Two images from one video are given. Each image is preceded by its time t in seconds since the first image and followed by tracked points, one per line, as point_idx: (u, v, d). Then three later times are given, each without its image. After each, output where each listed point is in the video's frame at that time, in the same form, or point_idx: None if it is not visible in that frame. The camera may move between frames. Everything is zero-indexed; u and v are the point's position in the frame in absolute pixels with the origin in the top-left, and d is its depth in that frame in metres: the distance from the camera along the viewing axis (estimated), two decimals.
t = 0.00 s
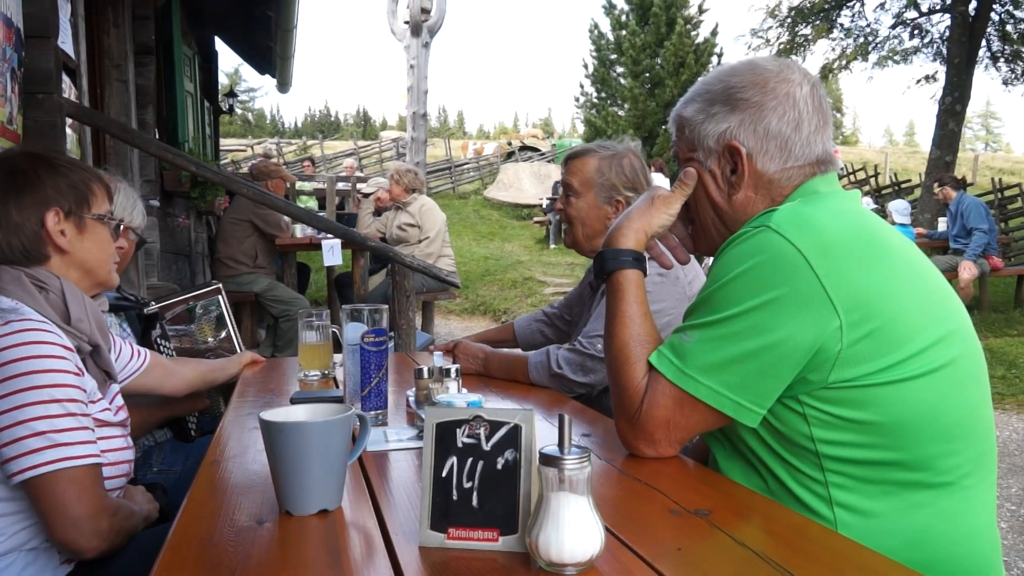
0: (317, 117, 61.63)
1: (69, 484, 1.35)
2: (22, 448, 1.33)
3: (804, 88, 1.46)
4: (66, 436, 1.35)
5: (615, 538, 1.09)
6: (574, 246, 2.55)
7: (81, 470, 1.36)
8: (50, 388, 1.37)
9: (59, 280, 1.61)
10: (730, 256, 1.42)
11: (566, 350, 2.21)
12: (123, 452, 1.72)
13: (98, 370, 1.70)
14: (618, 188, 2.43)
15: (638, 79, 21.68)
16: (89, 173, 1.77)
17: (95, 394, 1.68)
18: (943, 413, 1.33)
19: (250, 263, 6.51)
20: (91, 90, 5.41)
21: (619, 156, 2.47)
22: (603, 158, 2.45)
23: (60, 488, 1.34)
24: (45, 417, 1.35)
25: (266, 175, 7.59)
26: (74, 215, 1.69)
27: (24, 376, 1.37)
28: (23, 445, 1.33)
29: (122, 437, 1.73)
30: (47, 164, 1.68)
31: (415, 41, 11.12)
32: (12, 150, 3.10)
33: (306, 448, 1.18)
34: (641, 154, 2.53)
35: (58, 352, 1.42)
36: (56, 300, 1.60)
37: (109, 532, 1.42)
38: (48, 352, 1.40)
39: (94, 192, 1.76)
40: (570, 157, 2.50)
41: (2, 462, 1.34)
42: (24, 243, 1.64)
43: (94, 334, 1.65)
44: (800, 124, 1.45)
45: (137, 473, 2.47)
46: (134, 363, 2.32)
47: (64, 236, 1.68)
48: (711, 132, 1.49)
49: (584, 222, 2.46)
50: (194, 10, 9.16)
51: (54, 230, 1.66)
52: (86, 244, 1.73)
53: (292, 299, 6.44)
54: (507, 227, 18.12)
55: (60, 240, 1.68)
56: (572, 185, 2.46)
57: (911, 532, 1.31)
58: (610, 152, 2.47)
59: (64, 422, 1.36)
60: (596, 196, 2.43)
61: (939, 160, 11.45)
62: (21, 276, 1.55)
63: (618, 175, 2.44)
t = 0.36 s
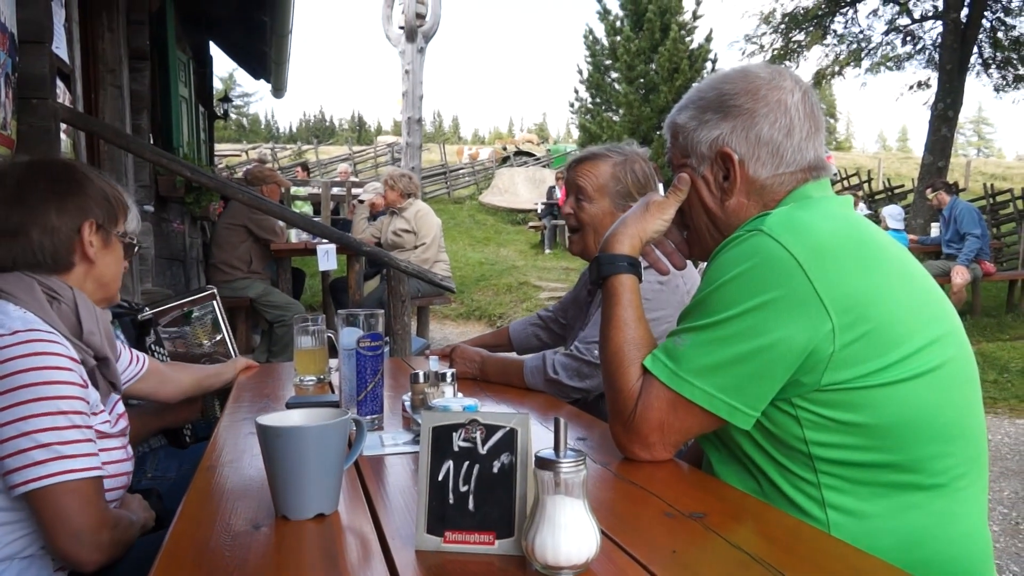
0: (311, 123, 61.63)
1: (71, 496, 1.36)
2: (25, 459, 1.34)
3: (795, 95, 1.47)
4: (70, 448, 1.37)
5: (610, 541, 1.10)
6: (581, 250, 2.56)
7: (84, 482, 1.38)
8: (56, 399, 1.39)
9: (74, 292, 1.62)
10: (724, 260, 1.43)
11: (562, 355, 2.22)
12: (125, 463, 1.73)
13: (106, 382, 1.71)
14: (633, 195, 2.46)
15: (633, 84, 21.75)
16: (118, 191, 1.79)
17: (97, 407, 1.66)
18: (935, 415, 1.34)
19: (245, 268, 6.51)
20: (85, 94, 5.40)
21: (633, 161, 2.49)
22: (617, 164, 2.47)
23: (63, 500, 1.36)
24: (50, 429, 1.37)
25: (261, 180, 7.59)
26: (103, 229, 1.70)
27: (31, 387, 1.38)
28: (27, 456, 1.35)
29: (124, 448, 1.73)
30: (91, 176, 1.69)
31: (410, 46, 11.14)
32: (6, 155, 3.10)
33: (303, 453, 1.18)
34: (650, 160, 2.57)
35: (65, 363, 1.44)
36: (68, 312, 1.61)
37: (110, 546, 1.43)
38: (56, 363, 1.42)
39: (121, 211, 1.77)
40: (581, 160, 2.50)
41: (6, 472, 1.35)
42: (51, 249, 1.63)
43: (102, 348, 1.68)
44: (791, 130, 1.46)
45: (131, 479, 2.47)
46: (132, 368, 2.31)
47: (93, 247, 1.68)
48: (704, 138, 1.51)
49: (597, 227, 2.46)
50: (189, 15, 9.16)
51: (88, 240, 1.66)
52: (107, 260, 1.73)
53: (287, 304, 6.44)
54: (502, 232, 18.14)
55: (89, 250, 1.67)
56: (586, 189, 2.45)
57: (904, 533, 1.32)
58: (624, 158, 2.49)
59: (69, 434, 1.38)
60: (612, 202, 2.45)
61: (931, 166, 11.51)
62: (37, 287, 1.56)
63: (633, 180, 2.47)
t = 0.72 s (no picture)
0: (307, 127, 61.62)
1: (73, 508, 1.39)
2: (28, 471, 1.37)
3: (791, 95, 1.48)
4: (73, 460, 1.39)
5: (613, 540, 1.11)
6: (579, 255, 2.58)
7: (86, 493, 1.41)
8: (60, 411, 1.41)
9: (82, 302, 1.63)
10: (723, 259, 1.44)
11: (561, 357, 2.23)
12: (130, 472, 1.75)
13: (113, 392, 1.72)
14: (629, 199, 2.47)
15: (628, 87, 21.78)
16: (133, 202, 1.79)
17: (102, 417, 1.67)
18: (933, 413, 1.35)
19: (242, 273, 6.49)
20: (81, 100, 5.40)
21: (626, 165, 2.49)
22: (612, 169, 2.47)
23: (65, 512, 1.38)
24: (53, 441, 1.39)
25: (257, 185, 7.59)
26: (114, 239, 1.70)
27: (35, 398, 1.40)
28: (31, 468, 1.37)
29: (129, 458, 1.74)
30: (107, 186, 1.70)
31: (405, 50, 11.15)
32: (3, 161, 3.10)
33: (305, 457, 1.19)
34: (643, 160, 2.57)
35: (70, 375, 1.46)
36: (75, 322, 1.61)
37: (111, 557, 1.45)
38: (60, 375, 1.43)
39: (133, 222, 1.77)
40: (576, 165, 2.51)
41: (9, 484, 1.38)
42: (63, 259, 1.63)
43: (108, 358, 1.67)
44: (788, 131, 1.47)
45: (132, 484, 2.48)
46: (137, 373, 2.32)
47: (104, 257, 1.68)
48: (702, 139, 1.52)
49: (595, 233, 2.48)
50: (183, 20, 9.15)
51: (99, 249, 1.66)
52: (117, 270, 1.73)
53: (285, 309, 6.45)
54: (498, 235, 18.16)
55: (100, 260, 1.68)
56: (582, 196, 2.46)
57: (904, 531, 1.33)
58: (618, 162, 2.49)
59: (72, 445, 1.40)
60: (608, 208, 2.46)
61: (926, 166, 11.54)
62: (45, 296, 1.57)
63: (628, 184, 2.47)
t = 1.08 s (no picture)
0: (304, 128, 61.59)
1: (80, 509, 1.39)
2: (35, 472, 1.38)
3: (795, 97, 1.49)
4: (80, 462, 1.40)
5: (618, 539, 1.11)
6: (587, 254, 2.57)
7: (92, 495, 1.41)
8: (67, 413, 1.41)
9: (90, 303, 1.63)
10: (726, 261, 1.45)
11: (562, 358, 2.23)
12: (133, 473, 1.75)
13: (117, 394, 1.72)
14: (639, 197, 2.50)
15: (626, 89, 21.79)
16: (142, 206, 1.80)
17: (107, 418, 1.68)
18: (936, 414, 1.35)
19: (240, 273, 6.49)
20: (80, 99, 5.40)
21: (633, 163, 2.53)
22: (621, 166, 2.50)
23: (71, 513, 1.39)
24: (60, 442, 1.39)
25: (255, 185, 7.59)
26: (124, 242, 1.71)
27: (42, 400, 1.40)
28: (37, 470, 1.38)
29: (132, 459, 1.75)
30: (118, 189, 1.71)
31: (403, 51, 11.15)
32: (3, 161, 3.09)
33: (310, 455, 1.19)
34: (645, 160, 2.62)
35: (77, 376, 1.46)
36: (82, 323, 1.61)
37: (116, 559, 1.46)
38: (67, 376, 1.43)
39: (142, 225, 1.78)
40: (583, 165, 2.51)
41: (16, 485, 1.38)
42: (73, 259, 1.63)
43: (114, 360, 1.67)
44: (792, 133, 1.48)
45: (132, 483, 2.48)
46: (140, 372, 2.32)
47: (113, 259, 1.69)
48: (706, 140, 1.52)
49: (608, 230, 2.48)
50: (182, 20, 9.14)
51: (109, 252, 1.67)
52: (126, 272, 1.73)
53: (283, 309, 6.43)
54: (496, 237, 18.17)
55: (110, 262, 1.68)
56: (594, 194, 2.46)
57: (906, 532, 1.33)
58: (626, 160, 2.52)
59: (79, 447, 1.41)
60: (622, 204, 2.48)
61: (924, 170, 11.56)
62: (53, 296, 1.57)
63: (638, 181, 2.51)
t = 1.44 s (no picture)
0: (302, 127, 61.54)
1: (84, 505, 1.40)
2: (39, 469, 1.38)
3: (799, 93, 1.50)
4: (84, 458, 1.40)
5: (625, 532, 1.11)
6: (587, 252, 2.57)
7: (97, 491, 1.41)
8: (71, 409, 1.41)
9: (93, 300, 1.63)
10: (731, 256, 1.45)
11: (565, 354, 2.23)
12: (137, 469, 1.75)
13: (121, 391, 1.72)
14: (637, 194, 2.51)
15: (624, 88, 21.79)
16: (147, 203, 1.80)
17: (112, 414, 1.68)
18: (939, 408, 1.36)
19: (239, 271, 6.50)
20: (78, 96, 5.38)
21: (630, 160, 2.53)
22: (618, 163, 2.50)
23: (75, 509, 1.39)
24: (64, 438, 1.40)
25: (254, 183, 7.59)
26: (129, 238, 1.70)
27: (46, 396, 1.41)
28: (41, 466, 1.38)
29: (136, 455, 1.75)
30: (123, 185, 1.71)
31: (401, 49, 11.15)
32: (3, 157, 3.09)
33: (318, 448, 1.20)
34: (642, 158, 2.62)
35: (81, 372, 1.46)
36: (85, 319, 1.61)
37: (120, 555, 1.47)
38: (71, 372, 1.43)
39: (148, 222, 1.78)
40: (581, 162, 2.52)
41: (21, 481, 1.39)
42: (76, 255, 1.63)
43: (117, 357, 1.67)
44: (796, 128, 1.49)
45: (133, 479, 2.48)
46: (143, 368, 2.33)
47: (117, 256, 1.68)
48: (710, 136, 1.53)
49: (605, 228, 2.48)
50: (180, 18, 9.12)
51: (112, 248, 1.66)
52: (129, 269, 1.73)
53: (281, 307, 6.41)
54: (494, 235, 18.18)
55: (113, 259, 1.68)
56: (591, 192, 2.47)
57: (909, 525, 1.34)
58: (623, 157, 2.52)
59: (84, 443, 1.41)
60: (619, 201, 2.48)
61: (920, 169, 11.57)
62: (56, 292, 1.58)
63: (635, 177, 2.51)
